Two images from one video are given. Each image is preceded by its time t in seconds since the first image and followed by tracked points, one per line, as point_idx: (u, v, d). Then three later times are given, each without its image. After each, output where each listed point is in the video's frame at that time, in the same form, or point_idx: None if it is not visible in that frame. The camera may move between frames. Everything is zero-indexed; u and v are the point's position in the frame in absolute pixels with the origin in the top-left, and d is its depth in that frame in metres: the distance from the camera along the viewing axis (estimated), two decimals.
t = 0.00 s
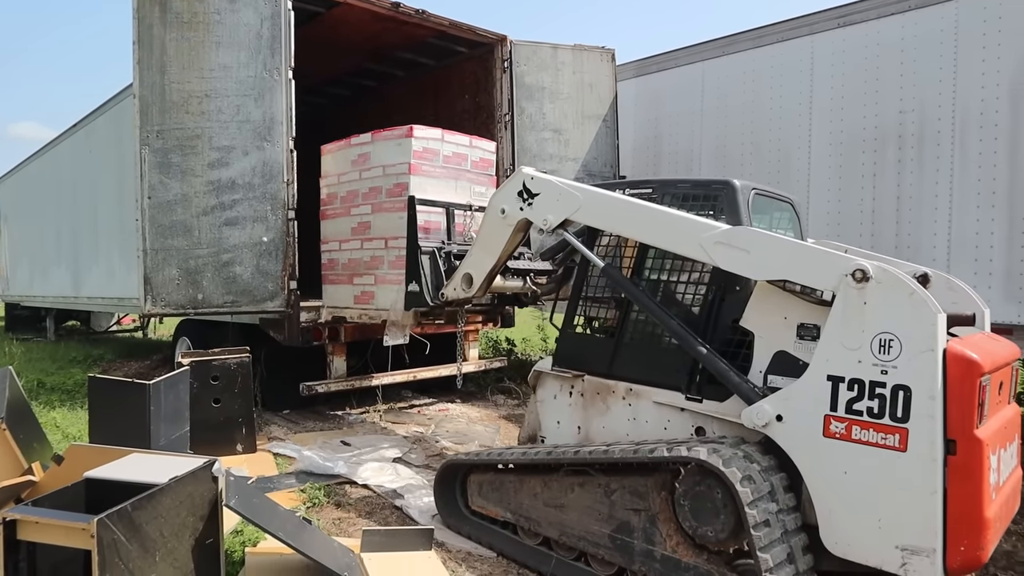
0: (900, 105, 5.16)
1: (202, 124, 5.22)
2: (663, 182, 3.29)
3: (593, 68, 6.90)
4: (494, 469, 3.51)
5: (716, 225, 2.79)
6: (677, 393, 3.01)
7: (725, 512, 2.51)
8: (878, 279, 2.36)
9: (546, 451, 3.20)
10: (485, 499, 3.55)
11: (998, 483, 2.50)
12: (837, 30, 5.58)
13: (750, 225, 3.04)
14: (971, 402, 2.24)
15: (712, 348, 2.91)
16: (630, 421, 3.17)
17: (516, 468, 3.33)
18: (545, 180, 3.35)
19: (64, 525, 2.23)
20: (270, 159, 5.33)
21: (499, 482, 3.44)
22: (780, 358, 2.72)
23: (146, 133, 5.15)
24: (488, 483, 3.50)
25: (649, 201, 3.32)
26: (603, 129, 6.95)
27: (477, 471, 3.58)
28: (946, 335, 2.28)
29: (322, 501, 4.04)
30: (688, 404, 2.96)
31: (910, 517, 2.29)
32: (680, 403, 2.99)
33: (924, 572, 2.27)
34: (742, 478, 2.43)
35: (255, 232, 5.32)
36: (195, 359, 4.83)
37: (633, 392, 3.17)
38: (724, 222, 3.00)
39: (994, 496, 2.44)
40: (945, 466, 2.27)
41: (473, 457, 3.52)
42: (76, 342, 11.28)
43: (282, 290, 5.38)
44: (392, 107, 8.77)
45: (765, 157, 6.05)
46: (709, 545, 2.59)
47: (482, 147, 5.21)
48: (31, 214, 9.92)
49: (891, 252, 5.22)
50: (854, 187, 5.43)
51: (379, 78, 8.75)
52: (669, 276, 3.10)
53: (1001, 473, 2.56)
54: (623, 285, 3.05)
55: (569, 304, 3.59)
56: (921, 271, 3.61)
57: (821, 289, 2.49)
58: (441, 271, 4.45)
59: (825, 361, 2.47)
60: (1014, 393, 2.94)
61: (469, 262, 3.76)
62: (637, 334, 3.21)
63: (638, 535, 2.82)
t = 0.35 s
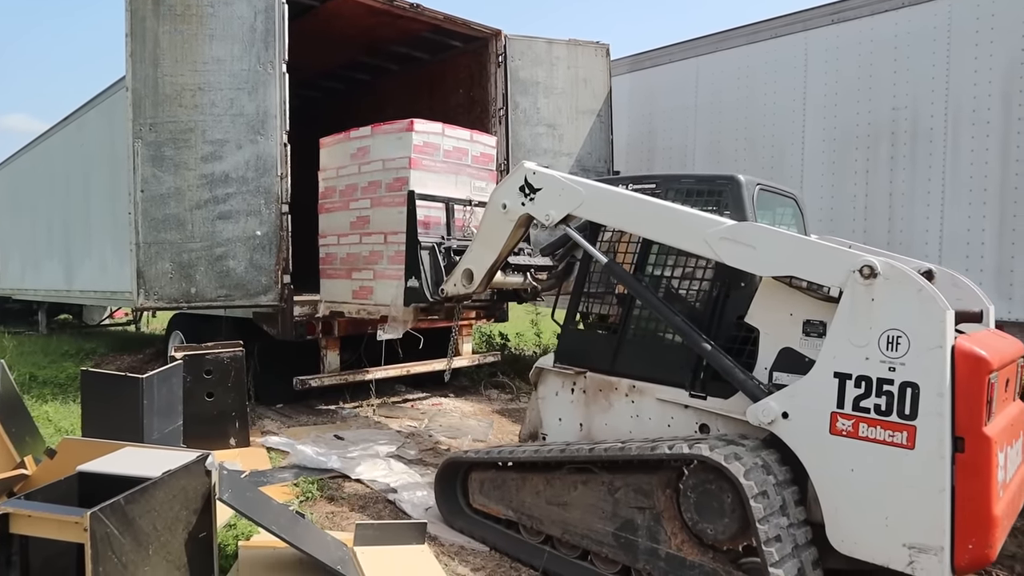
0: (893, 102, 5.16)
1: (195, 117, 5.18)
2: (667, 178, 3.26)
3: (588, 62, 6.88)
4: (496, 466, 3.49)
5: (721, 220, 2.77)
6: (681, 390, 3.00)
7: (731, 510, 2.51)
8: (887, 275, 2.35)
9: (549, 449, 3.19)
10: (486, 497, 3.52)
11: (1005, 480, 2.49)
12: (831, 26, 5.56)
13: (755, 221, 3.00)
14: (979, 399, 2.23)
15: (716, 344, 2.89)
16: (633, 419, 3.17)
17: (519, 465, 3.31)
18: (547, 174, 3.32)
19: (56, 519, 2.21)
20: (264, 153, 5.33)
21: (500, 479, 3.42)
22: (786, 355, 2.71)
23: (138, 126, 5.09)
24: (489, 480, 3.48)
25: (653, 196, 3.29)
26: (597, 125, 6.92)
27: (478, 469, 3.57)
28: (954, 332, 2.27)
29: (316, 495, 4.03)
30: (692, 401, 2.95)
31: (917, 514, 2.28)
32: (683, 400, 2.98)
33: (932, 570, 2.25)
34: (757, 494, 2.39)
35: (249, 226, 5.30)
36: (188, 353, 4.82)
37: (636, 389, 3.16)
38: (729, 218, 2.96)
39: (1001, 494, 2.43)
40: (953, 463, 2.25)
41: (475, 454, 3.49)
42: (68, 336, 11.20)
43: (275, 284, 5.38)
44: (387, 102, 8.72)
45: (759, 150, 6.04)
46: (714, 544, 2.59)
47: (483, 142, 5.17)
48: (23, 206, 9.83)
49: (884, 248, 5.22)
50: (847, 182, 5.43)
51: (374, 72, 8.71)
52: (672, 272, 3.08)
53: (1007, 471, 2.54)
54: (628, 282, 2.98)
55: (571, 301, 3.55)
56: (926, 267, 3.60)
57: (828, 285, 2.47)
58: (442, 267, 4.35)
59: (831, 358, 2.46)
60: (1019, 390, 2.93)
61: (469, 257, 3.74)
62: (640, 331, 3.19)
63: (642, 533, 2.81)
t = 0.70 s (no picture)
0: (861, 97, 5.13)
1: (163, 99, 5.02)
2: (671, 168, 3.19)
3: (562, 52, 6.78)
4: (495, 469, 3.29)
5: (730, 212, 2.69)
6: (689, 387, 2.88)
7: (752, 512, 2.41)
8: (908, 267, 2.28)
9: (552, 450, 3.03)
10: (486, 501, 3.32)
11: None
12: (801, 21, 5.50)
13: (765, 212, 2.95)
14: (1007, 393, 2.15)
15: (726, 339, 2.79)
16: (638, 417, 3.03)
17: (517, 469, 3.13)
18: (545, 166, 3.23)
19: (14, 509, 2.11)
20: (234, 137, 5.14)
21: (501, 483, 3.23)
22: (800, 350, 2.62)
23: (102, 107, 4.95)
24: (490, 483, 3.28)
25: (657, 186, 3.21)
26: (570, 115, 6.84)
27: (477, 472, 3.36)
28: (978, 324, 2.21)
29: (284, 484, 3.95)
30: (700, 399, 2.84)
31: (941, 511, 2.21)
32: (691, 398, 2.87)
33: (959, 568, 2.19)
34: (784, 509, 2.31)
35: (217, 211, 5.14)
36: (153, 340, 4.68)
37: (642, 386, 3.02)
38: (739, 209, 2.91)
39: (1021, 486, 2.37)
40: (978, 459, 2.18)
41: (473, 457, 3.29)
42: (28, 322, 10.89)
43: (244, 271, 5.21)
44: (358, 88, 8.53)
45: (727, 137, 5.92)
46: (734, 546, 2.48)
47: (470, 135, 5.05)
48: None
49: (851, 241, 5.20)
50: (815, 176, 5.39)
51: (346, 57, 8.53)
52: (676, 266, 2.98)
53: None
54: (632, 277, 2.91)
55: (569, 296, 3.42)
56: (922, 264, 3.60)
57: (845, 277, 2.41)
58: (433, 264, 4.24)
59: (850, 352, 2.38)
60: None
61: (463, 254, 3.60)
62: (644, 326, 3.08)
63: (655, 537, 2.67)
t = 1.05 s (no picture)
0: (852, 95, 5.14)
1: (153, 94, 4.97)
2: (672, 165, 3.18)
3: (554, 49, 6.75)
4: (496, 469, 3.27)
5: (731, 212, 2.69)
6: (691, 386, 2.88)
7: (756, 512, 2.42)
8: (912, 265, 2.28)
9: (553, 450, 3.02)
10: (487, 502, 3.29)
11: None
12: (793, 20, 5.50)
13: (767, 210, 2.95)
14: (1013, 392, 2.16)
15: (727, 339, 2.78)
16: (640, 417, 3.03)
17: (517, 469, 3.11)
18: (544, 167, 3.21)
19: (4, 505, 2.09)
20: (224, 133, 5.09)
21: (502, 483, 3.20)
22: (803, 348, 2.61)
23: (92, 102, 4.90)
24: (490, 484, 3.25)
25: (659, 184, 3.20)
26: (562, 112, 6.80)
27: (476, 472, 3.33)
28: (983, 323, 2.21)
29: (275, 480, 3.92)
30: (702, 397, 2.84)
31: (946, 510, 2.22)
32: (693, 396, 2.86)
33: (965, 567, 2.19)
34: (796, 525, 2.31)
35: (208, 207, 5.08)
36: (143, 336, 4.63)
37: (643, 385, 3.02)
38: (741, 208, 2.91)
39: None
40: (984, 458, 2.19)
41: (472, 457, 3.26)
42: (16, 317, 10.79)
43: (234, 267, 5.17)
44: (350, 84, 8.48)
45: (720, 137, 5.91)
46: (737, 546, 2.48)
47: (465, 137, 4.96)
48: None
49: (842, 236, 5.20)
50: (807, 173, 5.39)
51: (337, 53, 8.47)
52: (676, 265, 2.97)
53: None
54: (631, 277, 2.91)
55: (569, 295, 3.44)
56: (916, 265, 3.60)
57: (849, 276, 2.41)
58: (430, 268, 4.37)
59: (854, 350, 2.38)
60: None
61: (459, 256, 3.63)
62: (644, 325, 3.08)
63: (658, 537, 2.67)
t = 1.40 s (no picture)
0: (844, 94, 5.15)
1: (144, 90, 4.93)
2: (673, 163, 3.17)
3: (547, 46, 6.71)
4: (494, 470, 3.25)
5: (732, 212, 2.69)
6: (692, 386, 2.88)
7: (757, 513, 2.42)
8: (916, 264, 2.28)
9: (553, 451, 3.01)
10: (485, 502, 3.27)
11: None
12: (787, 19, 5.50)
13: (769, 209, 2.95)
14: (1016, 393, 2.17)
15: (728, 339, 2.78)
16: (640, 417, 3.02)
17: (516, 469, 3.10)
18: (542, 171, 3.19)
19: None
20: (216, 129, 5.06)
21: (500, 484, 3.19)
22: (806, 348, 2.61)
23: (82, 96, 4.86)
24: (489, 484, 3.24)
25: (659, 183, 3.19)
26: (555, 110, 6.78)
27: (474, 473, 3.31)
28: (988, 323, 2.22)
29: (266, 477, 3.90)
30: (703, 397, 2.83)
31: (950, 510, 2.22)
32: (694, 396, 2.86)
33: (969, 568, 2.20)
34: (803, 540, 2.30)
35: (199, 203, 5.06)
36: (133, 332, 4.59)
37: (643, 384, 3.02)
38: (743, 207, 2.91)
39: None
40: (987, 458, 2.20)
41: (470, 458, 3.24)
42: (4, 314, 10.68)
43: (226, 263, 5.14)
44: (343, 80, 8.43)
45: (712, 137, 5.90)
46: (737, 546, 2.48)
47: (460, 141, 4.94)
48: None
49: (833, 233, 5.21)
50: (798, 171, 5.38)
51: (329, 49, 8.42)
52: (677, 265, 2.97)
53: None
54: (629, 279, 2.91)
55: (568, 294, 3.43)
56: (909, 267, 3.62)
57: (853, 276, 2.41)
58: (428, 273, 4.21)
59: (858, 350, 2.38)
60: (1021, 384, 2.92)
61: (458, 261, 3.60)
62: (643, 324, 3.07)
63: (660, 538, 2.66)
